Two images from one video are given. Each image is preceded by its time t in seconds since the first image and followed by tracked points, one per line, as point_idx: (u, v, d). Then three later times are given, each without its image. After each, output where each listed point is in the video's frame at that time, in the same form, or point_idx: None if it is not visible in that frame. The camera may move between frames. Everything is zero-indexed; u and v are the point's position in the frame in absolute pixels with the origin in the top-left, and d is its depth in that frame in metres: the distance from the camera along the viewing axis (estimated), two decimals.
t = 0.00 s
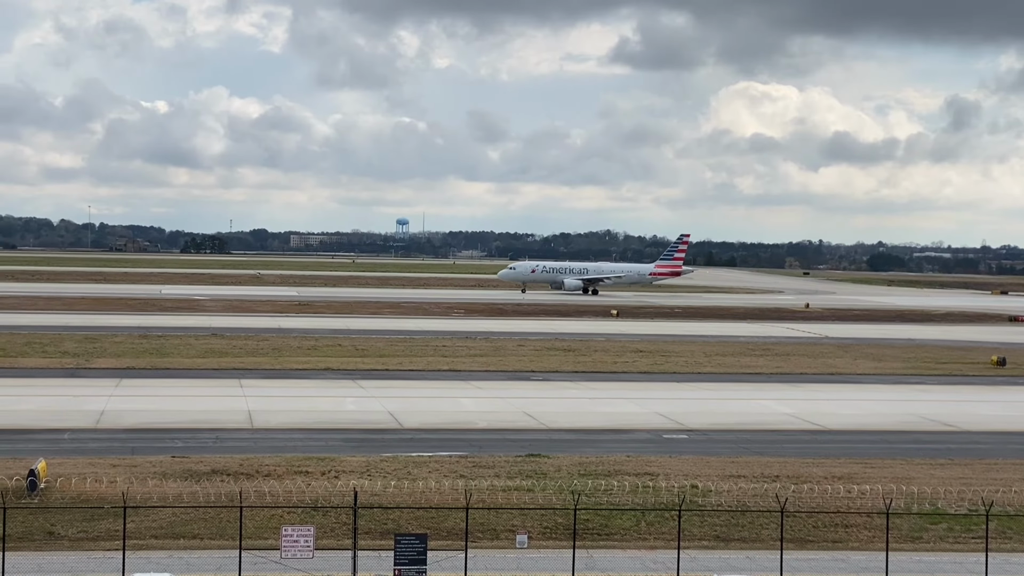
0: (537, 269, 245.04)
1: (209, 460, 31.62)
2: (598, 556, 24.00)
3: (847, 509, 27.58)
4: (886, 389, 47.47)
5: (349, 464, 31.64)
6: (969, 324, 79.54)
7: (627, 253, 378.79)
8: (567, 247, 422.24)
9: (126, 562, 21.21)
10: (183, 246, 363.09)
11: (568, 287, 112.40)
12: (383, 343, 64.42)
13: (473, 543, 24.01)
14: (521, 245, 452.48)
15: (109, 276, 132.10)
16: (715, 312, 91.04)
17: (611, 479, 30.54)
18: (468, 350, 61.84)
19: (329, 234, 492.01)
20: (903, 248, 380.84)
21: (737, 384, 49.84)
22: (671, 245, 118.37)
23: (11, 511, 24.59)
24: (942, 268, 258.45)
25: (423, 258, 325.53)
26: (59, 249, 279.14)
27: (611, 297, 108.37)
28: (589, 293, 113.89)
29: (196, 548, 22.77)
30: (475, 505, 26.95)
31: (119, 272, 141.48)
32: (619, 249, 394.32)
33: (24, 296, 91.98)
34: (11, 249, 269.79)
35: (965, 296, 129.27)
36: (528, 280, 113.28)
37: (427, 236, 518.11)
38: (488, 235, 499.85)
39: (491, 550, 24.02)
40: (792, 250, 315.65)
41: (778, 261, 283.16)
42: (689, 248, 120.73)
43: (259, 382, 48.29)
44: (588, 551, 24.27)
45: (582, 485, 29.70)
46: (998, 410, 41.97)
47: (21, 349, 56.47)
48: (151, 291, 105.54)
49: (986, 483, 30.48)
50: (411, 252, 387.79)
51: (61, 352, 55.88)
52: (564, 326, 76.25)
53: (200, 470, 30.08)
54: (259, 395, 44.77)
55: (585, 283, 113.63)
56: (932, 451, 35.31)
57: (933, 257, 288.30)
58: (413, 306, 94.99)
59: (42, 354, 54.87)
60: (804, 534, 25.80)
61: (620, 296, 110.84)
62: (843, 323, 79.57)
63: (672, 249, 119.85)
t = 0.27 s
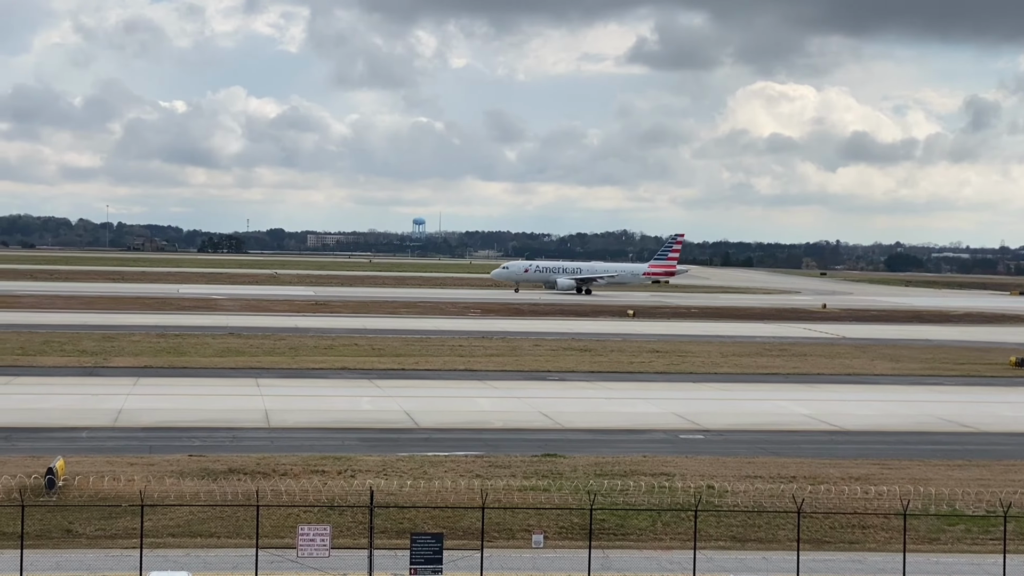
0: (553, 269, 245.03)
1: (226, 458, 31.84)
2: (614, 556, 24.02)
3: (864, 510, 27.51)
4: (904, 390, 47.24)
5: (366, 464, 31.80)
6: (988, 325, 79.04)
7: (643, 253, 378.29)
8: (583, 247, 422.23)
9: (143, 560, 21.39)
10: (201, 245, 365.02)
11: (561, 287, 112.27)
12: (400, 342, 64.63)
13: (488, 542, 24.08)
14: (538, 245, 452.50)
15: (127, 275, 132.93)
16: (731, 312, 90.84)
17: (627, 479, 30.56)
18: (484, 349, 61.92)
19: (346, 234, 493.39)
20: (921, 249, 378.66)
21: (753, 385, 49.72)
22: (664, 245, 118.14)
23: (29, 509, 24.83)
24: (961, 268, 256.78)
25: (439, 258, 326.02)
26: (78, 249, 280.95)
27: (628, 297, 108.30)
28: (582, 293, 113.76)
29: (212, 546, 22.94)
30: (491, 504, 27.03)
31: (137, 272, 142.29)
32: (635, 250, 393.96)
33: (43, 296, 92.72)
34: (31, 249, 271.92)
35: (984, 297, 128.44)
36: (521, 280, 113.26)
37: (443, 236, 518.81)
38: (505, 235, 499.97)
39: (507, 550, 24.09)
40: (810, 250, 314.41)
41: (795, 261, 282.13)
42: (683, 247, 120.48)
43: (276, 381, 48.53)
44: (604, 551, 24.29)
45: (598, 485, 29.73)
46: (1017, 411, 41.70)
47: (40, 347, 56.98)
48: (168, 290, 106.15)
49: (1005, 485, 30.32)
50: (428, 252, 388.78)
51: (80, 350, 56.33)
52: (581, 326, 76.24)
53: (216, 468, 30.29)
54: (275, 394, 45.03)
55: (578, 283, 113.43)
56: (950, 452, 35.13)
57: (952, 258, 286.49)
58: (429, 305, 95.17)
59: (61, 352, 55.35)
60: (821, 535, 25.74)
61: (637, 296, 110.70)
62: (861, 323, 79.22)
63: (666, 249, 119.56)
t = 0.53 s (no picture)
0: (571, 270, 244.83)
1: (244, 458, 32.06)
2: (632, 557, 24.05)
3: (884, 512, 27.42)
4: (924, 391, 47.00)
5: (384, 464, 31.94)
6: (1009, 326, 78.47)
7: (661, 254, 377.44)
8: (602, 247, 421.78)
9: (162, 559, 21.60)
10: (220, 245, 366.85)
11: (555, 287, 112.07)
12: (418, 342, 64.80)
13: (506, 543, 24.15)
14: (555, 246, 452.32)
15: (147, 275, 133.81)
16: (751, 312, 90.56)
17: (645, 480, 30.57)
18: (502, 350, 62.02)
19: (364, 234, 494.69)
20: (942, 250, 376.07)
21: (773, 386, 49.59)
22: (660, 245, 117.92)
23: (49, 508, 25.10)
24: (982, 269, 254.81)
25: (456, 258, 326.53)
26: (99, 249, 282.81)
27: (646, 298, 108.15)
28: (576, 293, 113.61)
29: (231, 546, 23.13)
30: (508, 505, 27.13)
31: (156, 272, 143.22)
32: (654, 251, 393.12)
33: (64, 295, 93.50)
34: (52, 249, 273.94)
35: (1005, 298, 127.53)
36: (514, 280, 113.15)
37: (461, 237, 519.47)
38: (523, 235, 499.93)
39: (525, 550, 24.16)
40: (829, 250, 312.74)
41: (814, 262, 280.80)
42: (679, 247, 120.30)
43: (294, 381, 48.80)
44: (622, 553, 24.32)
45: (616, 485, 29.77)
46: None
47: (60, 347, 57.49)
48: (187, 290, 106.78)
49: None
50: (445, 253, 389.32)
51: (99, 350, 56.81)
52: (599, 327, 76.24)
53: (235, 468, 30.53)
54: (294, 394, 45.27)
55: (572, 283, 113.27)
56: (972, 454, 34.94)
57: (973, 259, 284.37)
58: (447, 305, 95.36)
59: (81, 352, 55.83)
60: (841, 537, 25.67)
61: (656, 296, 110.54)
62: (881, 324, 78.83)
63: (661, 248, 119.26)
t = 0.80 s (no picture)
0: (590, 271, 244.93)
1: (264, 458, 32.58)
2: (651, 559, 24.36)
3: (904, 515, 27.60)
4: (945, 394, 47.00)
5: (403, 465, 32.39)
6: None
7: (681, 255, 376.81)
8: (621, 249, 421.48)
9: (182, 558, 22.06)
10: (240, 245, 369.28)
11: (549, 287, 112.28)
12: (437, 344, 65.27)
13: (525, 544, 24.52)
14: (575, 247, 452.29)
15: (168, 276, 135.10)
16: (771, 315, 90.52)
17: (664, 482, 30.87)
18: (521, 351, 62.40)
19: (383, 235, 496.44)
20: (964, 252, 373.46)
21: (792, 388, 49.72)
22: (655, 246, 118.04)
23: (70, 507, 25.62)
24: (1005, 272, 253.01)
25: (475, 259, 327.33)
26: (120, 249, 284.96)
27: (666, 300, 108.24)
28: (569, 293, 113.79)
29: (251, 546, 23.59)
30: (527, 506, 27.51)
31: (178, 272, 144.56)
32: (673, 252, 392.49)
33: (87, 295, 94.65)
34: (74, 250, 276.25)
35: None
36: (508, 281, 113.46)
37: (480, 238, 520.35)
38: (542, 236, 500.25)
39: (544, 552, 24.52)
40: (850, 252, 311.21)
41: (835, 263, 279.65)
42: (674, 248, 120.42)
43: (314, 382, 49.37)
44: (640, 554, 24.64)
45: (635, 487, 30.09)
46: None
47: (81, 347, 58.29)
48: (208, 291, 107.77)
49: None
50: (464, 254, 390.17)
51: (120, 350, 57.57)
52: (618, 329, 76.50)
53: (255, 468, 31.05)
54: (314, 395, 45.82)
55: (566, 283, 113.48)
56: (992, 457, 35.02)
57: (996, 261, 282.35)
58: (467, 307, 95.85)
59: (102, 352, 56.59)
60: (860, 540, 25.89)
61: (675, 298, 110.64)
62: (901, 326, 78.67)
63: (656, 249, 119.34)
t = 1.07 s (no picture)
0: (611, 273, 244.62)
1: (285, 459, 32.82)
2: (672, 561, 24.37)
3: (927, 519, 27.47)
4: (969, 397, 46.68)
5: (423, 466, 32.55)
6: None
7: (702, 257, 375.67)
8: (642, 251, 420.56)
9: (202, 559, 22.28)
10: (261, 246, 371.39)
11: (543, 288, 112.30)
12: (458, 345, 65.44)
13: (546, 546, 24.58)
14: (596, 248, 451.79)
15: (190, 277, 136.09)
16: (793, 317, 90.13)
17: (685, 485, 30.86)
18: (542, 353, 62.46)
19: (404, 237, 497.79)
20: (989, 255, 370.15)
21: (814, 390, 49.52)
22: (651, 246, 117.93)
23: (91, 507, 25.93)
24: None
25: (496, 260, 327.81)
26: (145, 251, 287.28)
27: (687, 302, 107.97)
28: (564, 295, 113.74)
29: (271, 546, 23.80)
30: (547, 508, 27.58)
31: (200, 273, 145.62)
32: (694, 254, 391.26)
33: (110, 296, 95.52)
34: (98, 250, 279.32)
35: None
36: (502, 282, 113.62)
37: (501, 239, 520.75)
38: (563, 238, 500.06)
39: (564, 554, 24.58)
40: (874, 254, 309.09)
41: (858, 266, 277.93)
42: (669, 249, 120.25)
43: (335, 383, 49.64)
44: (661, 557, 24.65)
45: (655, 489, 30.10)
46: None
47: (104, 347, 58.91)
48: (230, 292, 108.50)
49: None
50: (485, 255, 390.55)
51: (143, 350, 58.14)
52: (638, 330, 76.42)
53: (275, 469, 31.29)
54: (334, 396, 46.07)
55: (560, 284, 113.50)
56: (1016, 461, 34.76)
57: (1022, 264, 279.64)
58: (487, 308, 96.02)
59: (124, 352, 57.16)
60: (882, 544, 25.78)
61: (697, 300, 110.30)
62: (925, 329, 78.14)
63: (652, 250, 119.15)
